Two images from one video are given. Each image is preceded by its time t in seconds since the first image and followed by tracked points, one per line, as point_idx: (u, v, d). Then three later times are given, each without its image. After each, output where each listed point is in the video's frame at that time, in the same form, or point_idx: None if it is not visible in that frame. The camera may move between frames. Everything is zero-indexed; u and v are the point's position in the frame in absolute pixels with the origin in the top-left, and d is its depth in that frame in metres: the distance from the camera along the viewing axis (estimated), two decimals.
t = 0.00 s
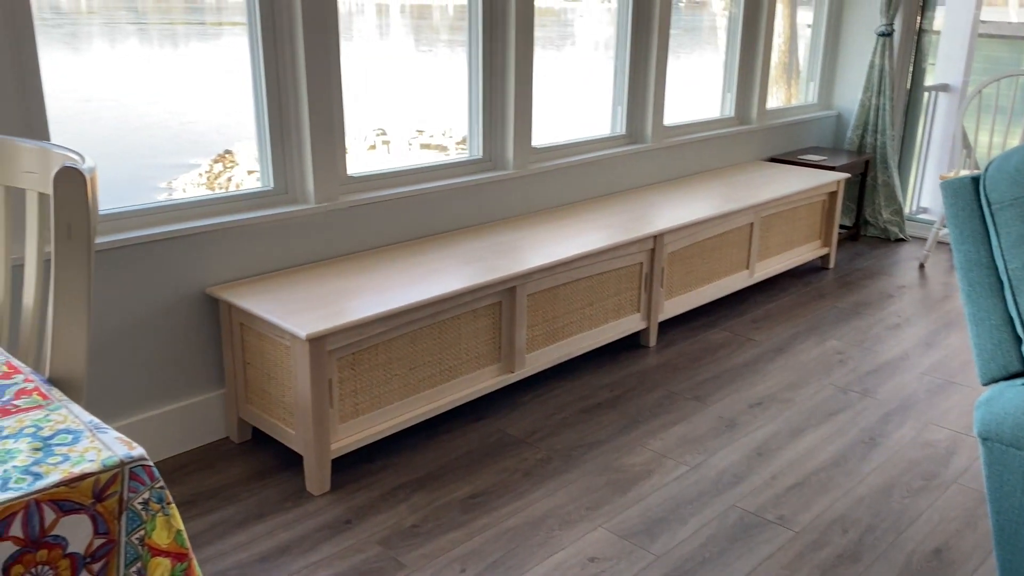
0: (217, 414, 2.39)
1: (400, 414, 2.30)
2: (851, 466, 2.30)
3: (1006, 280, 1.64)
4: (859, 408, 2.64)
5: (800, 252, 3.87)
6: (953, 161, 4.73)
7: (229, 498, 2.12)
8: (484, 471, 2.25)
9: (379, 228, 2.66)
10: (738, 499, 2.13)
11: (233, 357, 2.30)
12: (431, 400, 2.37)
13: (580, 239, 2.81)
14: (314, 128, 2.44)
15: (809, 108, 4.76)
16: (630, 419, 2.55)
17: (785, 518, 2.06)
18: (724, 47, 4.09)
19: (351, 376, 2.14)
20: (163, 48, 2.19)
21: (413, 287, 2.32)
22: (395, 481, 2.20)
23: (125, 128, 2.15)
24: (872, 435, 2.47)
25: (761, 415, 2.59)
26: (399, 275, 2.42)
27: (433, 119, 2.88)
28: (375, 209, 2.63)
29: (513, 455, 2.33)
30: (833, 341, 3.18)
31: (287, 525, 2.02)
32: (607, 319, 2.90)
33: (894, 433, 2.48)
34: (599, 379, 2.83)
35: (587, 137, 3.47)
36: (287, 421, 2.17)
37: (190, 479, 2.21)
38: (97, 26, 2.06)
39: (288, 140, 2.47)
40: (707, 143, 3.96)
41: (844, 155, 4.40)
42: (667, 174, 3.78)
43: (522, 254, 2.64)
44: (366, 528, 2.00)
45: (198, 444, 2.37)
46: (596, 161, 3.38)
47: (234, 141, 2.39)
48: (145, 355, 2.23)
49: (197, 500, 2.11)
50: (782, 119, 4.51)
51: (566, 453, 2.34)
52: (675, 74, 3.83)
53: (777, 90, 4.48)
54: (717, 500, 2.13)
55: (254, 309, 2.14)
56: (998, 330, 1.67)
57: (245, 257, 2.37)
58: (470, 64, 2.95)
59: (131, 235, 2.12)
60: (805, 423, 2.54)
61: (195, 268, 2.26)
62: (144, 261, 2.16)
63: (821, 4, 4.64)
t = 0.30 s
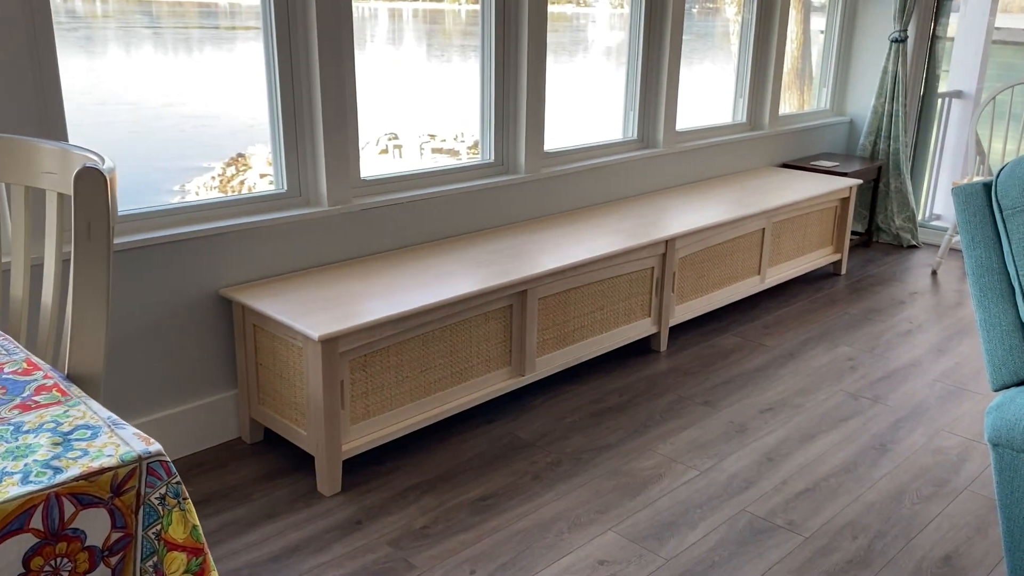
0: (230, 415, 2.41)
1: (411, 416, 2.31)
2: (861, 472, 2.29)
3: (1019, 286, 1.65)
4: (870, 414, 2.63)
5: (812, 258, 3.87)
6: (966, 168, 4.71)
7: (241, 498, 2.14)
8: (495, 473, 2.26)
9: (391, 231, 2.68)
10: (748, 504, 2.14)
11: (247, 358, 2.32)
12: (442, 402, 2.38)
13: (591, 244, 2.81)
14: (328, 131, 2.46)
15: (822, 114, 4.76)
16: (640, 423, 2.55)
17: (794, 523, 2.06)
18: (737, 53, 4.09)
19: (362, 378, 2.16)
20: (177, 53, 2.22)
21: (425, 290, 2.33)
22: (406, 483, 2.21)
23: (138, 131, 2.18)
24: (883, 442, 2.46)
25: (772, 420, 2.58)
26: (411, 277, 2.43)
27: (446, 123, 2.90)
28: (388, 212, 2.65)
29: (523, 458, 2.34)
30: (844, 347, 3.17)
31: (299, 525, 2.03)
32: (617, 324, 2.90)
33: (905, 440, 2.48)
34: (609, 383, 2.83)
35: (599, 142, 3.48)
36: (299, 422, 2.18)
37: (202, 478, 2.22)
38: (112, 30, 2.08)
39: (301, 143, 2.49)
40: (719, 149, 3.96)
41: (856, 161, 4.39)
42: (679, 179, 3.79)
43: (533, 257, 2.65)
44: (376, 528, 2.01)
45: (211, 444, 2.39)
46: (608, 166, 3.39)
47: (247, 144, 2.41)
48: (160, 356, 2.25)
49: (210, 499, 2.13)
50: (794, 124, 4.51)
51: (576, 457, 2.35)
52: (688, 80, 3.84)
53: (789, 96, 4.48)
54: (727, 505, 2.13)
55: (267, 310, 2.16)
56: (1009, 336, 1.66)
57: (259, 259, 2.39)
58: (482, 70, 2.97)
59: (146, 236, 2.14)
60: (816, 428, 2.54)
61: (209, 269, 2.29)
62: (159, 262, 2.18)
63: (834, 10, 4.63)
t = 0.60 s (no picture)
0: (238, 413, 2.43)
1: (417, 415, 2.32)
2: (867, 474, 2.29)
3: None
4: (877, 417, 2.63)
5: (820, 261, 3.86)
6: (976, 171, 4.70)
7: (248, 496, 2.15)
8: (500, 473, 2.27)
9: (399, 232, 2.69)
10: (753, 505, 2.14)
11: (255, 357, 2.33)
12: (448, 402, 2.39)
13: (598, 245, 2.82)
14: (337, 133, 2.48)
15: (830, 118, 4.75)
16: (646, 424, 2.56)
17: (799, 525, 2.06)
18: (745, 56, 4.09)
19: (369, 377, 2.17)
20: (189, 57, 2.23)
21: (432, 290, 2.34)
22: (411, 482, 2.22)
23: (149, 133, 2.20)
24: (889, 444, 2.46)
25: (778, 422, 2.58)
26: (418, 278, 2.44)
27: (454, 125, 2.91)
28: (396, 213, 2.66)
29: (529, 458, 2.34)
30: (851, 350, 3.17)
31: (305, 523, 2.04)
32: (624, 325, 2.91)
33: (911, 443, 2.47)
34: (616, 384, 2.84)
35: (607, 144, 3.48)
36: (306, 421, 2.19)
37: (209, 476, 2.24)
38: (124, 33, 2.10)
39: (310, 145, 2.51)
40: (727, 152, 3.97)
41: (865, 165, 4.39)
42: (686, 182, 3.79)
43: (540, 258, 2.65)
44: (382, 527, 2.02)
45: (218, 443, 2.40)
46: (615, 168, 3.40)
47: (257, 146, 2.43)
48: (168, 354, 2.26)
49: (217, 497, 2.14)
50: (802, 128, 4.51)
51: (581, 457, 2.35)
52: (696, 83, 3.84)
53: (798, 99, 4.47)
54: (732, 506, 2.13)
55: (275, 310, 2.17)
56: (1014, 338, 1.66)
57: (267, 260, 2.40)
58: (491, 73, 2.98)
59: (155, 236, 2.16)
60: (822, 431, 2.53)
61: (218, 269, 2.30)
62: (168, 262, 2.20)
63: (843, 14, 4.63)
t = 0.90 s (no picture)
0: (241, 415, 2.43)
1: (420, 418, 2.32)
2: (871, 478, 2.28)
3: None
4: (882, 421, 2.62)
5: (824, 264, 3.85)
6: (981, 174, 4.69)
7: (251, 498, 2.15)
8: (503, 476, 2.27)
9: (402, 235, 2.70)
10: (757, 509, 2.13)
11: (258, 359, 2.34)
12: (452, 405, 2.39)
13: (602, 248, 2.82)
14: (340, 135, 2.48)
15: (835, 121, 4.74)
16: (650, 427, 2.55)
17: (803, 528, 2.05)
18: (750, 59, 4.08)
19: (373, 380, 2.17)
20: (195, 60, 2.24)
21: (435, 292, 2.34)
22: (414, 484, 2.22)
23: (154, 135, 2.20)
24: (893, 448, 2.45)
25: (782, 426, 2.58)
26: (421, 280, 2.45)
27: (460, 127, 2.92)
28: (400, 216, 2.67)
29: (532, 461, 2.34)
30: (855, 353, 3.16)
31: (308, 525, 2.04)
32: (627, 328, 2.91)
33: (915, 447, 2.46)
34: (619, 387, 2.83)
35: (612, 147, 3.48)
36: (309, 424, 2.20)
37: (213, 478, 2.24)
38: (130, 35, 2.11)
39: (313, 147, 2.51)
40: (731, 155, 3.96)
41: (869, 168, 4.38)
42: (690, 185, 3.79)
43: (543, 261, 2.65)
44: (385, 529, 2.02)
45: (222, 445, 2.41)
46: (619, 171, 3.40)
47: (263, 148, 2.43)
48: (172, 356, 2.27)
49: (220, 499, 2.14)
50: (807, 131, 4.50)
51: (585, 460, 2.35)
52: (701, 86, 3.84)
53: (802, 102, 4.47)
54: (736, 509, 2.13)
55: (278, 312, 2.18)
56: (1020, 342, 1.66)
57: (271, 262, 2.41)
58: (495, 76, 2.98)
59: (159, 238, 2.16)
60: (826, 434, 2.53)
61: (222, 271, 2.31)
62: (173, 264, 2.20)
63: (848, 17, 4.62)
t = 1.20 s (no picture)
0: (241, 418, 2.42)
1: (421, 421, 2.30)
2: (875, 482, 2.27)
3: None
4: (885, 424, 2.60)
5: (827, 265, 3.84)
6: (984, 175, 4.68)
7: (250, 501, 2.14)
8: (504, 479, 2.25)
9: (403, 236, 2.68)
10: (759, 513, 2.12)
11: (258, 361, 2.33)
12: (452, 407, 2.38)
13: (603, 250, 2.80)
14: (341, 136, 2.47)
15: (838, 121, 4.73)
16: (652, 430, 2.54)
17: (806, 533, 2.03)
18: (753, 59, 4.07)
19: (373, 383, 2.16)
20: (197, 60, 2.23)
21: (436, 294, 2.33)
22: (415, 488, 2.20)
23: (156, 136, 2.19)
24: (897, 451, 2.44)
25: (784, 429, 2.56)
26: (422, 282, 2.43)
27: (461, 128, 2.91)
28: (401, 217, 2.65)
29: (533, 464, 2.33)
30: (858, 355, 3.14)
31: (307, 529, 2.03)
32: (629, 330, 2.89)
33: (919, 450, 2.45)
34: (621, 389, 2.82)
35: (614, 148, 3.47)
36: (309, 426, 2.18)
37: (212, 481, 2.23)
38: (132, 35, 2.10)
39: (313, 148, 2.50)
40: (733, 156, 3.95)
41: (872, 168, 4.36)
42: (692, 186, 3.77)
43: (544, 263, 2.64)
44: (385, 533, 2.01)
45: (222, 447, 2.40)
46: (621, 172, 3.38)
47: (265, 148, 2.42)
48: (172, 358, 2.26)
49: (219, 502, 2.13)
50: (810, 132, 4.48)
51: (586, 463, 2.34)
52: (704, 86, 3.82)
53: (805, 103, 4.45)
54: (738, 513, 2.12)
55: (278, 314, 2.16)
56: None
57: (271, 264, 2.40)
58: (496, 77, 2.96)
59: (158, 239, 2.15)
60: (829, 437, 2.51)
61: (223, 273, 2.30)
62: (172, 265, 2.19)
63: (851, 18, 4.60)
